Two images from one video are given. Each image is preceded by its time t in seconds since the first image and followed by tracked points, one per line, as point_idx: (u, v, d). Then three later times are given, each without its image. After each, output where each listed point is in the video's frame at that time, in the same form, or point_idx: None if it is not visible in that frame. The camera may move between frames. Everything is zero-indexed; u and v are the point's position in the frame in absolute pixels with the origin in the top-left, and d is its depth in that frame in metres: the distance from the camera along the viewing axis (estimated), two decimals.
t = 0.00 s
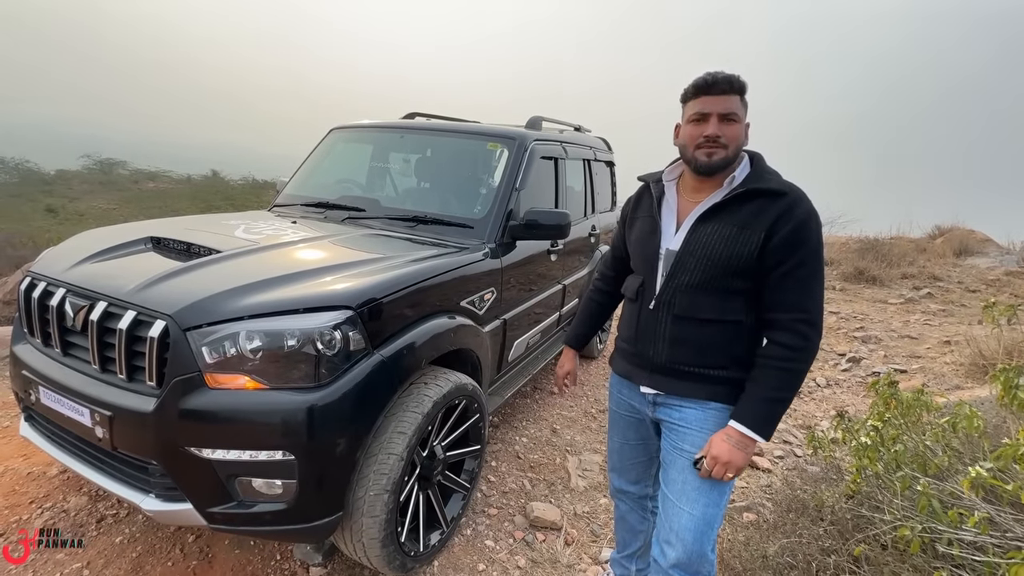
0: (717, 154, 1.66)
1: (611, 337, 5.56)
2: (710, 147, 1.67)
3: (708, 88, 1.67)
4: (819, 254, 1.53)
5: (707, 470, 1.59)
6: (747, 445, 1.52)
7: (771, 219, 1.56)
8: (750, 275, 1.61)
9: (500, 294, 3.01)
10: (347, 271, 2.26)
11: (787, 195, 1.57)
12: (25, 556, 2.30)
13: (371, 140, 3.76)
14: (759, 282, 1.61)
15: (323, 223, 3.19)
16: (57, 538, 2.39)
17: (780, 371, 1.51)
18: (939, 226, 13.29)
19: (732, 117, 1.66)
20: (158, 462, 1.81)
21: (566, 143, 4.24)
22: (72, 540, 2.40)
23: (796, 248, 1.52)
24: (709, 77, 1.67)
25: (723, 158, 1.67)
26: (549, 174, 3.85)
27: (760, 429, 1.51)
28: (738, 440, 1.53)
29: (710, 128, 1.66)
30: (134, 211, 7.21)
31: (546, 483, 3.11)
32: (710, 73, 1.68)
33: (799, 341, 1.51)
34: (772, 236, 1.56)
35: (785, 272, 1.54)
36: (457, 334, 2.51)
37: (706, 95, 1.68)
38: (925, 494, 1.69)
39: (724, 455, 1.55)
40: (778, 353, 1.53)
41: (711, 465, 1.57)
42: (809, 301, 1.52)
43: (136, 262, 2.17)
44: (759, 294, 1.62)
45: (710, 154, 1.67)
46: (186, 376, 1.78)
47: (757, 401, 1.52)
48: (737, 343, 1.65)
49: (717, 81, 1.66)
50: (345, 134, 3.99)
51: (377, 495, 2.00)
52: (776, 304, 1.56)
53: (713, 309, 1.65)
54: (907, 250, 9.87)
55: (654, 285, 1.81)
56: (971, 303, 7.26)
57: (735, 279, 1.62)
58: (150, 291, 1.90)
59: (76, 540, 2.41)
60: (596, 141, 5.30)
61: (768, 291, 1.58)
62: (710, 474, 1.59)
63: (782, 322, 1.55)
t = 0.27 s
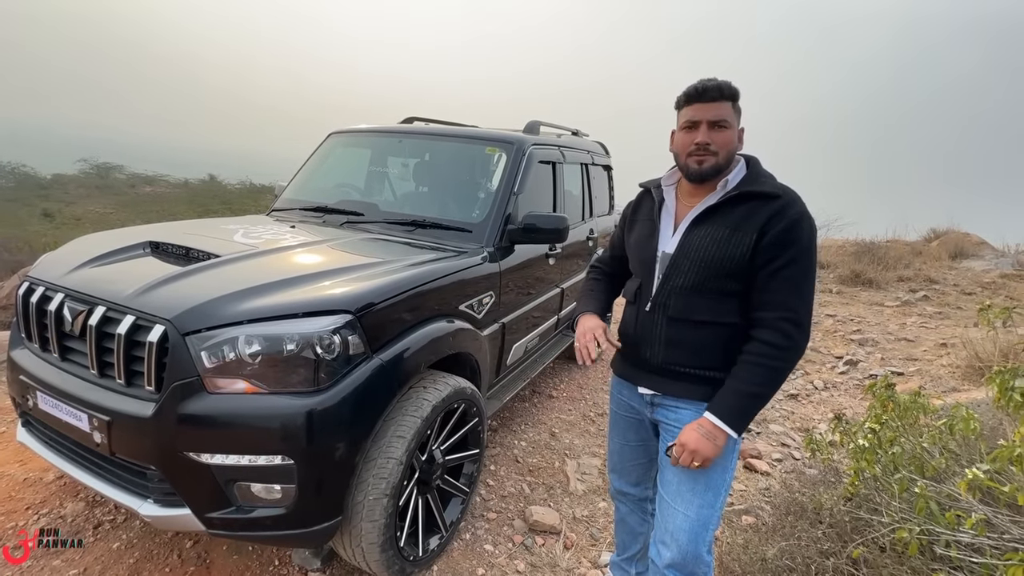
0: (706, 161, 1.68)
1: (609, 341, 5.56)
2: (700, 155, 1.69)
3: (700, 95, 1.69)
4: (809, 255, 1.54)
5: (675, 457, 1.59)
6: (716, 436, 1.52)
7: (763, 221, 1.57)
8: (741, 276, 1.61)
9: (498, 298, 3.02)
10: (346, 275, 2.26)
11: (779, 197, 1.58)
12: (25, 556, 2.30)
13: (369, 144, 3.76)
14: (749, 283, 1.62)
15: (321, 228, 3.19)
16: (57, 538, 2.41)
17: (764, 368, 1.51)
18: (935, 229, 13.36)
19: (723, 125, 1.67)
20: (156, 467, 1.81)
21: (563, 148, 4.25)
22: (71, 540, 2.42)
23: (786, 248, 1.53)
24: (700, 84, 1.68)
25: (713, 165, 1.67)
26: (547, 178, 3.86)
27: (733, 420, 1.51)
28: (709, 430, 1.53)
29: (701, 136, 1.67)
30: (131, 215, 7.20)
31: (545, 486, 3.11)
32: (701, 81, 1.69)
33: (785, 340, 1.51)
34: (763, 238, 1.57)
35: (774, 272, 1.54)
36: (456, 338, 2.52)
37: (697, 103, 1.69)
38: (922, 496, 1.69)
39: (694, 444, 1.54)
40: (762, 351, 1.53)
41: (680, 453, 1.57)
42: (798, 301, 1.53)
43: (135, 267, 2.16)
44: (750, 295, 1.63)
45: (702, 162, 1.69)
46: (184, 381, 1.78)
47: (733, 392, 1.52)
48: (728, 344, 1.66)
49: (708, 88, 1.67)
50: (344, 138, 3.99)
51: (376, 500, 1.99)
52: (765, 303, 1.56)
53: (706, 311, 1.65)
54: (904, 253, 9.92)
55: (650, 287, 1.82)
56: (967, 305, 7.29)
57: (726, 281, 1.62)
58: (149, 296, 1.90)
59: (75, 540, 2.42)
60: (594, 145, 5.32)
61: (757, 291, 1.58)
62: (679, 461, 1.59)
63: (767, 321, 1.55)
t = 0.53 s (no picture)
0: (707, 163, 1.68)
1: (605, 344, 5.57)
2: (700, 157, 1.69)
3: (700, 99, 1.70)
4: (809, 259, 1.55)
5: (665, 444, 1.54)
6: (712, 430, 1.50)
7: (764, 224, 1.58)
8: (743, 280, 1.62)
9: (494, 301, 3.01)
10: (342, 279, 2.26)
11: (779, 201, 1.59)
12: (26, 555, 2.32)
13: (365, 148, 3.76)
14: (750, 286, 1.62)
15: (317, 232, 3.19)
16: (57, 538, 2.43)
17: (766, 369, 1.51)
18: (928, 231, 13.45)
19: (724, 127, 1.68)
20: (150, 474, 1.80)
21: (559, 151, 4.26)
22: (71, 540, 2.44)
23: (787, 251, 1.54)
24: (701, 87, 1.70)
25: (714, 166, 1.68)
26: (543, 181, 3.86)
27: (731, 416, 1.51)
28: (707, 424, 1.51)
29: (702, 138, 1.68)
30: (125, 219, 7.17)
31: (542, 490, 3.11)
32: (702, 84, 1.70)
33: (787, 342, 1.52)
34: (764, 241, 1.58)
35: (776, 275, 1.55)
36: (452, 342, 2.52)
37: (698, 105, 1.70)
38: (917, 498, 1.70)
39: (692, 435, 1.50)
40: (763, 351, 1.53)
41: (673, 441, 1.52)
42: (800, 304, 1.53)
43: (129, 272, 2.15)
44: (751, 298, 1.64)
45: (702, 164, 1.69)
46: (179, 387, 1.77)
47: (732, 389, 1.52)
48: (729, 347, 1.66)
49: (709, 92, 1.68)
50: (339, 142, 3.99)
51: (372, 505, 1.98)
52: (766, 306, 1.57)
53: (707, 313, 1.66)
54: (897, 254, 9.97)
55: (649, 291, 1.82)
56: (960, 307, 7.34)
57: (728, 284, 1.63)
58: (143, 301, 1.89)
59: (75, 540, 2.45)
60: (589, 148, 5.34)
61: (759, 294, 1.59)
62: (668, 448, 1.55)
63: (769, 323, 1.55)
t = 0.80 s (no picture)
0: (702, 165, 1.69)
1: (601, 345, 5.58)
2: (696, 159, 1.70)
3: (697, 101, 1.69)
4: (805, 260, 1.55)
5: (676, 455, 1.56)
6: (720, 437, 1.52)
7: (759, 226, 1.58)
8: (739, 280, 1.62)
9: (490, 303, 3.01)
10: (337, 282, 2.25)
11: (774, 202, 1.59)
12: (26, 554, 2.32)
13: (360, 150, 3.75)
14: (746, 287, 1.63)
15: (312, 234, 3.18)
16: (57, 538, 2.45)
17: (766, 372, 1.52)
18: (921, 232, 13.54)
19: (720, 131, 1.68)
20: (143, 479, 1.78)
21: (554, 153, 4.26)
22: (71, 540, 2.46)
23: (783, 253, 1.54)
24: (699, 90, 1.69)
25: (709, 170, 1.69)
26: (538, 183, 3.87)
27: (737, 421, 1.51)
28: (715, 431, 1.52)
29: (698, 140, 1.68)
30: (118, 222, 7.13)
31: (538, 492, 3.10)
32: (699, 86, 1.70)
33: (784, 343, 1.52)
34: (760, 242, 1.58)
35: (772, 276, 1.55)
36: (448, 344, 2.51)
37: (695, 108, 1.70)
38: (911, 497, 1.71)
39: (701, 444, 1.52)
40: (762, 353, 1.54)
41: (683, 451, 1.54)
42: (796, 304, 1.54)
43: (121, 275, 2.14)
44: (747, 299, 1.64)
45: (698, 166, 1.70)
46: (172, 391, 1.75)
47: (736, 394, 1.53)
48: (725, 347, 1.66)
49: (706, 94, 1.68)
50: (334, 144, 3.98)
51: (367, 508, 1.98)
52: (762, 307, 1.57)
53: (703, 314, 1.66)
54: (891, 255, 10.03)
55: (645, 292, 1.82)
56: (953, 307, 7.39)
57: (724, 284, 1.63)
58: (136, 304, 1.88)
59: (75, 540, 2.47)
60: (584, 150, 5.34)
61: (756, 295, 1.60)
62: (679, 459, 1.56)
63: (766, 323, 1.56)
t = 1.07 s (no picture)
0: (704, 164, 1.69)
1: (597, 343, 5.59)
2: (699, 158, 1.70)
3: (701, 100, 1.70)
4: (802, 260, 1.57)
5: (683, 460, 1.55)
6: (725, 437, 1.52)
7: (757, 226, 1.59)
8: (738, 279, 1.63)
9: (486, 302, 3.01)
10: (333, 282, 2.25)
11: (771, 202, 1.60)
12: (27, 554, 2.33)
13: (355, 149, 3.75)
14: (744, 286, 1.64)
15: (308, 234, 3.17)
16: (58, 538, 2.45)
17: (767, 371, 1.52)
18: (915, 229, 13.61)
19: (722, 130, 1.69)
20: (140, 480, 1.78)
21: (550, 152, 4.26)
22: (72, 540, 2.46)
23: (781, 252, 1.55)
24: (703, 88, 1.69)
25: (710, 169, 1.69)
26: (534, 182, 3.87)
27: (741, 422, 1.51)
28: (719, 432, 1.52)
29: (701, 139, 1.69)
30: (112, 222, 7.09)
31: (536, 490, 3.11)
32: (704, 85, 1.70)
33: (783, 342, 1.53)
34: (758, 242, 1.59)
35: (771, 275, 1.56)
36: (445, 344, 2.52)
37: (698, 107, 1.71)
38: (906, 492, 1.73)
39: (706, 446, 1.52)
40: (762, 353, 1.55)
41: (689, 455, 1.53)
42: (794, 304, 1.55)
43: (117, 276, 2.13)
44: (745, 298, 1.65)
45: (700, 165, 1.70)
46: (168, 392, 1.75)
47: (738, 395, 1.53)
48: (724, 347, 1.67)
49: (711, 93, 1.68)
50: (330, 143, 3.97)
51: (366, 508, 1.98)
52: (761, 306, 1.58)
53: (702, 313, 1.67)
54: (885, 253, 10.08)
55: (643, 291, 1.83)
56: (946, 304, 7.44)
57: (722, 284, 1.64)
58: (131, 305, 1.87)
59: (76, 540, 2.47)
60: (580, 149, 5.35)
61: (754, 294, 1.60)
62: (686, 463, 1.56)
63: (765, 323, 1.57)
